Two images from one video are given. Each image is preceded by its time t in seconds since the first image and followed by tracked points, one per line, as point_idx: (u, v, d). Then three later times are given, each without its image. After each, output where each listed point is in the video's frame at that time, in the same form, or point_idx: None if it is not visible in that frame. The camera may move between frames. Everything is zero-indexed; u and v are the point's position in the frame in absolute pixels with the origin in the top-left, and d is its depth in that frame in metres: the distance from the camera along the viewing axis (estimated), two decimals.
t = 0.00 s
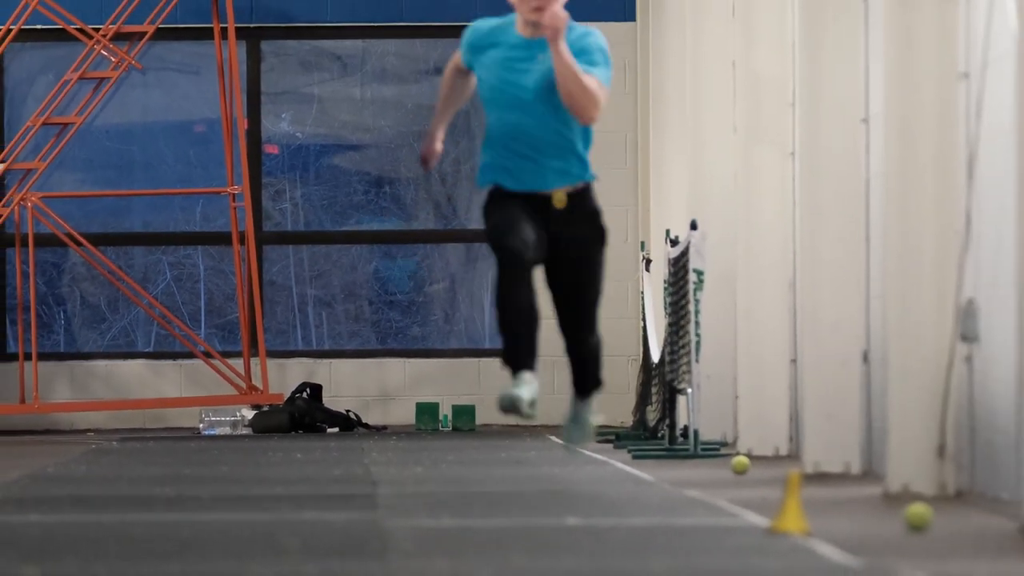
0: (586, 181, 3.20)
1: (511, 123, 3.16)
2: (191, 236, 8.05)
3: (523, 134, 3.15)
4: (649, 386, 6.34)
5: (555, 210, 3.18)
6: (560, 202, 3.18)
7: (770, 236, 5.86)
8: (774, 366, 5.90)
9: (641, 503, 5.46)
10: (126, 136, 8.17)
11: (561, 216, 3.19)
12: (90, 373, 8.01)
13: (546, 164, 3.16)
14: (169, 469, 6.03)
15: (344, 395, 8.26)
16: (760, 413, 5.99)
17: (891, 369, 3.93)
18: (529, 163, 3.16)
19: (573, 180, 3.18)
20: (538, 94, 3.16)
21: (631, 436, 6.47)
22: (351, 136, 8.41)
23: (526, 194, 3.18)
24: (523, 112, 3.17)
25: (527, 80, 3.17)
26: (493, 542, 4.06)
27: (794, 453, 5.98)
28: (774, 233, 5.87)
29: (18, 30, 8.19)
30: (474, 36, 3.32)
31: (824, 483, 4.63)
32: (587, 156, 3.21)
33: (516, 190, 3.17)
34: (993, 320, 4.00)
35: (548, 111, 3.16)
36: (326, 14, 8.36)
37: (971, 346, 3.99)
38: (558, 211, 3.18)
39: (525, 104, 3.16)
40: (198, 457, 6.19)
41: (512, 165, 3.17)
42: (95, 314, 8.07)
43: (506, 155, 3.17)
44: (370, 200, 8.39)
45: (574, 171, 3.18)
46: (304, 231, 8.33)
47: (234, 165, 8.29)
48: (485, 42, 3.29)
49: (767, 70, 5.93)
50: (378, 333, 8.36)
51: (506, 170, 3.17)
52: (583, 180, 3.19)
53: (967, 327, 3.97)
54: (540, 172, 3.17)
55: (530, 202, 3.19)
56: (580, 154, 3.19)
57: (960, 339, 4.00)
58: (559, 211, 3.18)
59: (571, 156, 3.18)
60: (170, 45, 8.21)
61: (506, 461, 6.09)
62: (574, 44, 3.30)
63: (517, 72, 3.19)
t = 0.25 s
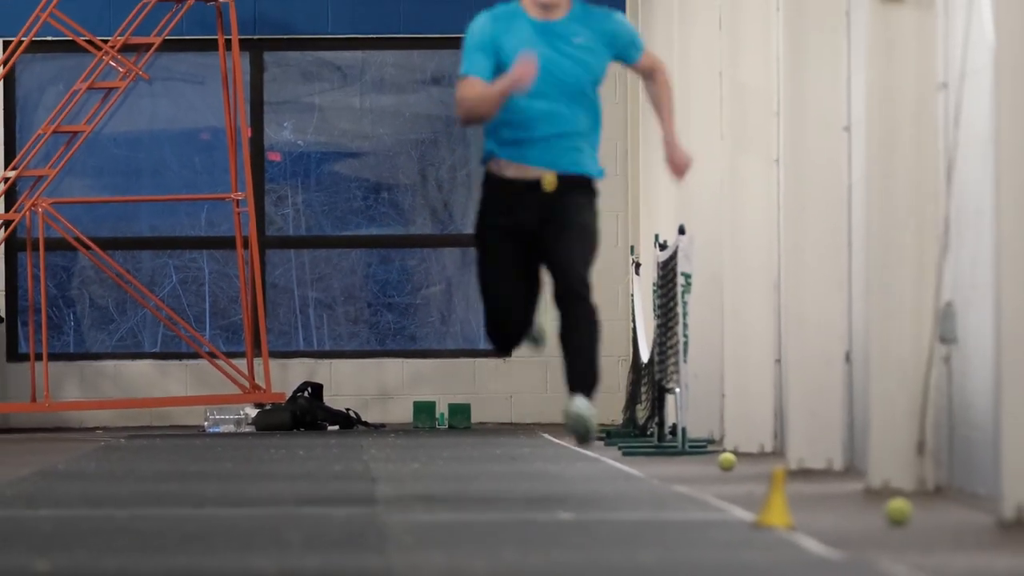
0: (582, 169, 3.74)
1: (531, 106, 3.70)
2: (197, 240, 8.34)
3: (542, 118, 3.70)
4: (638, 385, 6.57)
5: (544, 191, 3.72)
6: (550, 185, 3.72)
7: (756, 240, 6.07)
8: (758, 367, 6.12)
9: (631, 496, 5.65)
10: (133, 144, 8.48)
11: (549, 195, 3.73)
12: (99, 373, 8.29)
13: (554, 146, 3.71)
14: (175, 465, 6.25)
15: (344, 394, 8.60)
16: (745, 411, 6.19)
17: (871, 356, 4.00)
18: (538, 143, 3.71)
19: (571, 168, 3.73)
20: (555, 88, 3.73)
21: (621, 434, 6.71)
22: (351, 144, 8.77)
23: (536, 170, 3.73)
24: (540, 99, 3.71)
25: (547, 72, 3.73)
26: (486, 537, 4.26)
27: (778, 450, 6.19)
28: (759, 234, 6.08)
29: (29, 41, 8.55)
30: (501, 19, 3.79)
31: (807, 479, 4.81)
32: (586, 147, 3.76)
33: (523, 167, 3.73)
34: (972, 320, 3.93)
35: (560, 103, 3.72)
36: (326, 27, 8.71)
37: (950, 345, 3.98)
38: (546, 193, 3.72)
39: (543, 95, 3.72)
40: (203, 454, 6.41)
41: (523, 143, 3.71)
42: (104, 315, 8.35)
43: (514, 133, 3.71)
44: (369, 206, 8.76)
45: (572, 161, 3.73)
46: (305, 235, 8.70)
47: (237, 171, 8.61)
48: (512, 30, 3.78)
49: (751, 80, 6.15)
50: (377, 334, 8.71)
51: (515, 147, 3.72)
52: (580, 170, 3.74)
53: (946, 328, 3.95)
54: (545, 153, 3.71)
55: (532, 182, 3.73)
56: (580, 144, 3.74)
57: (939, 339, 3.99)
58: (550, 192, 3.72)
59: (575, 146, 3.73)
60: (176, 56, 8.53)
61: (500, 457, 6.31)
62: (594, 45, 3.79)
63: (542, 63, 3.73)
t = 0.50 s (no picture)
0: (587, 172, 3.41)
1: (519, 119, 3.43)
2: (202, 244, 8.67)
3: (531, 131, 3.42)
4: (628, 385, 6.83)
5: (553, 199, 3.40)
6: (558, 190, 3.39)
7: (741, 243, 6.31)
8: (745, 367, 6.33)
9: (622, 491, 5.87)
10: (141, 152, 8.81)
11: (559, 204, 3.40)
12: (107, 373, 8.60)
13: (549, 154, 3.41)
14: (181, 462, 6.48)
15: (344, 393, 8.95)
16: (732, 410, 6.41)
17: (852, 362, 4.22)
18: (531, 153, 3.42)
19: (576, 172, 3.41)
20: (547, 97, 3.43)
21: (611, 431, 6.96)
22: (351, 152, 9.12)
23: (532, 183, 3.41)
24: (531, 112, 3.43)
25: (530, 80, 3.44)
26: (480, 529, 4.48)
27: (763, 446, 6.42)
28: (744, 240, 6.31)
29: (41, 52, 8.87)
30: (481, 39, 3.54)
31: (789, 474, 5.02)
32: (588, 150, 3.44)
33: (521, 182, 3.42)
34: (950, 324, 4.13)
35: (549, 108, 3.43)
36: (326, 35, 9.09)
37: (929, 346, 4.20)
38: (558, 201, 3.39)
39: (532, 103, 3.43)
40: (208, 450, 6.66)
41: (517, 157, 3.43)
42: (112, 317, 8.65)
43: (511, 148, 3.44)
44: (368, 211, 9.11)
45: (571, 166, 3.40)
46: (306, 240, 9.04)
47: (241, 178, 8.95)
48: (497, 43, 3.51)
49: (737, 88, 6.36)
50: (376, 335, 9.05)
51: (509, 161, 3.44)
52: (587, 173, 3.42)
53: (925, 330, 4.17)
54: (541, 162, 3.41)
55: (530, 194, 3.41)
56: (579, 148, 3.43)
57: (918, 341, 4.19)
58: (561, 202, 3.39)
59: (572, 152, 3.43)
60: (182, 67, 8.85)
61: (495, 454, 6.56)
62: (585, 39, 3.46)
63: (523, 73, 3.44)
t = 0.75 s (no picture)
0: (586, 165, 3.23)
1: (522, 99, 3.20)
2: (207, 249, 8.95)
3: (533, 113, 3.19)
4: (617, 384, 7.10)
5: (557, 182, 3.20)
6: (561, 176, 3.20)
7: (726, 248, 6.57)
8: (730, 367, 6.59)
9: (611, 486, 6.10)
10: (148, 160, 9.08)
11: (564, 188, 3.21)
12: (116, 373, 8.88)
13: (547, 140, 3.19)
14: (186, 459, 6.72)
15: (343, 392, 9.22)
16: (717, 409, 6.65)
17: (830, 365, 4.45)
18: (528, 136, 3.19)
19: (575, 162, 3.22)
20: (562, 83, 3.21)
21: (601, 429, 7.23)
22: (351, 159, 9.41)
23: (527, 168, 3.19)
24: (544, 95, 3.20)
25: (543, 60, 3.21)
26: (474, 524, 4.72)
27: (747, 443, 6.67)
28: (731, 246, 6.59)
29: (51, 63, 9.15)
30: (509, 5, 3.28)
31: (772, 471, 5.25)
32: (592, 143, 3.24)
33: (516, 165, 3.20)
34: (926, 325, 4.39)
35: (555, 93, 3.20)
36: (326, 50, 9.35)
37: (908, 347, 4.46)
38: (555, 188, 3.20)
39: (539, 84, 3.20)
40: (213, 447, 6.91)
41: (513, 137, 3.20)
42: (121, 319, 8.94)
43: (509, 127, 3.20)
44: (367, 217, 9.40)
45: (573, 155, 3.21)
46: (307, 244, 9.32)
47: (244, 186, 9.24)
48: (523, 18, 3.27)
49: (722, 100, 6.62)
50: (375, 336, 9.34)
51: (504, 140, 3.21)
52: (584, 165, 3.23)
53: (903, 331, 4.40)
54: (539, 148, 3.19)
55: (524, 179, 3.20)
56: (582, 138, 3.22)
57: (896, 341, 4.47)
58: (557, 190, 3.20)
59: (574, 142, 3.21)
60: (188, 78, 9.14)
61: (489, 451, 6.82)
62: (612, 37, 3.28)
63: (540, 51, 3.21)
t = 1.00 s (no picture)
0: (590, 174, 3.25)
1: (532, 104, 3.23)
2: (212, 253, 9.28)
3: (551, 120, 3.23)
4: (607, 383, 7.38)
5: (549, 193, 3.22)
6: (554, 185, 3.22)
7: (710, 251, 6.83)
8: (715, 366, 6.86)
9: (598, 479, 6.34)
10: (155, 167, 9.39)
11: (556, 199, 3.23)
12: (125, 372, 9.17)
13: (553, 147, 3.23)
14: (193, 455, 7.00)
15: (343, 391, 9.51)
16: (703, 407, 6.90)
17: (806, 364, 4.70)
18: (535, 144, 3.23)
19: (578, 171, 3.24)
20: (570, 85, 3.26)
21: (592, 427, 7.51)
22: (350, 167, 9.68)
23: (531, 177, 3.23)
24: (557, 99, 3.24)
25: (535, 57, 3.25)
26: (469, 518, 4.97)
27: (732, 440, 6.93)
28: (716, 251, 6.86)
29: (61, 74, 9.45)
30: None
31: (755, 467, 5.49)
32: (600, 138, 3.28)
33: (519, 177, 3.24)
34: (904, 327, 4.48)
35: (563, 97, 3.24)
36: (328, 59, 9.66)
37: (885, 347, 4.59)
38: (551, 195, 3.22)
39: (546, 89, 3.24)
40: (219, 444, 7.19)
41: (521, 148, 3.24)
42: (129, 321, 9.24)
43: (515, 136, 3.25)
44: (366, 223, 9.67)
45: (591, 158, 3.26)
46: (309, 249, 9.59)
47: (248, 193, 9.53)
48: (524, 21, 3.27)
49: (707, 110, 6.90)
50: (374, 337, 9.61)
51: (511, 150, 3.25)
52: (588, 175, 3.25)
53: (882, 332, 4.47)
54: (545, 155, 3.23)
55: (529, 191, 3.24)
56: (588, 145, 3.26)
57: (875, 343, 4.59)
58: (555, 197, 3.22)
59: (580, 150, 3.25)
60: (194, 89, 9.45)
61: (483, 448, 7.10)
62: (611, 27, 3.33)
63: (544, 53, 3.26)
